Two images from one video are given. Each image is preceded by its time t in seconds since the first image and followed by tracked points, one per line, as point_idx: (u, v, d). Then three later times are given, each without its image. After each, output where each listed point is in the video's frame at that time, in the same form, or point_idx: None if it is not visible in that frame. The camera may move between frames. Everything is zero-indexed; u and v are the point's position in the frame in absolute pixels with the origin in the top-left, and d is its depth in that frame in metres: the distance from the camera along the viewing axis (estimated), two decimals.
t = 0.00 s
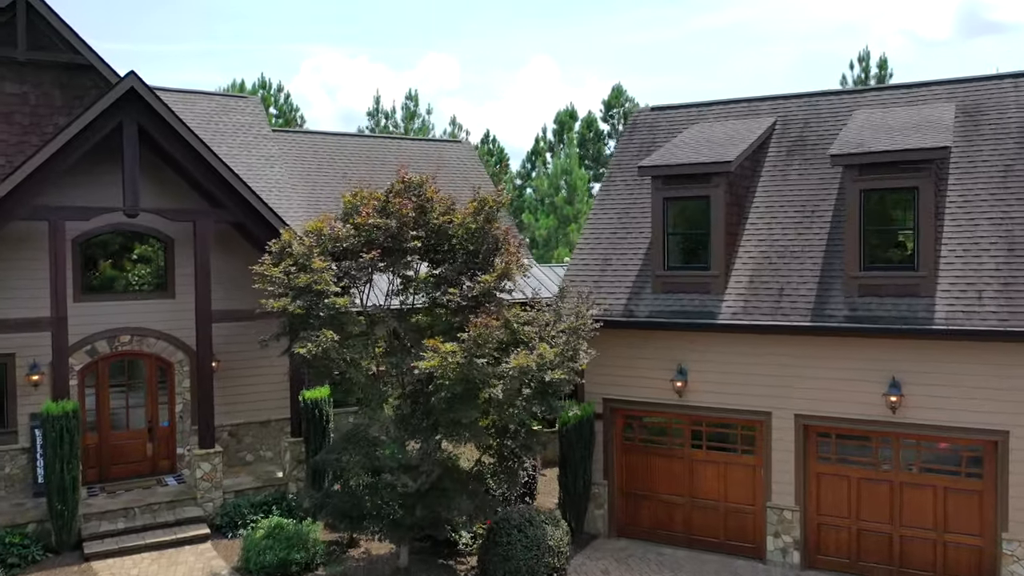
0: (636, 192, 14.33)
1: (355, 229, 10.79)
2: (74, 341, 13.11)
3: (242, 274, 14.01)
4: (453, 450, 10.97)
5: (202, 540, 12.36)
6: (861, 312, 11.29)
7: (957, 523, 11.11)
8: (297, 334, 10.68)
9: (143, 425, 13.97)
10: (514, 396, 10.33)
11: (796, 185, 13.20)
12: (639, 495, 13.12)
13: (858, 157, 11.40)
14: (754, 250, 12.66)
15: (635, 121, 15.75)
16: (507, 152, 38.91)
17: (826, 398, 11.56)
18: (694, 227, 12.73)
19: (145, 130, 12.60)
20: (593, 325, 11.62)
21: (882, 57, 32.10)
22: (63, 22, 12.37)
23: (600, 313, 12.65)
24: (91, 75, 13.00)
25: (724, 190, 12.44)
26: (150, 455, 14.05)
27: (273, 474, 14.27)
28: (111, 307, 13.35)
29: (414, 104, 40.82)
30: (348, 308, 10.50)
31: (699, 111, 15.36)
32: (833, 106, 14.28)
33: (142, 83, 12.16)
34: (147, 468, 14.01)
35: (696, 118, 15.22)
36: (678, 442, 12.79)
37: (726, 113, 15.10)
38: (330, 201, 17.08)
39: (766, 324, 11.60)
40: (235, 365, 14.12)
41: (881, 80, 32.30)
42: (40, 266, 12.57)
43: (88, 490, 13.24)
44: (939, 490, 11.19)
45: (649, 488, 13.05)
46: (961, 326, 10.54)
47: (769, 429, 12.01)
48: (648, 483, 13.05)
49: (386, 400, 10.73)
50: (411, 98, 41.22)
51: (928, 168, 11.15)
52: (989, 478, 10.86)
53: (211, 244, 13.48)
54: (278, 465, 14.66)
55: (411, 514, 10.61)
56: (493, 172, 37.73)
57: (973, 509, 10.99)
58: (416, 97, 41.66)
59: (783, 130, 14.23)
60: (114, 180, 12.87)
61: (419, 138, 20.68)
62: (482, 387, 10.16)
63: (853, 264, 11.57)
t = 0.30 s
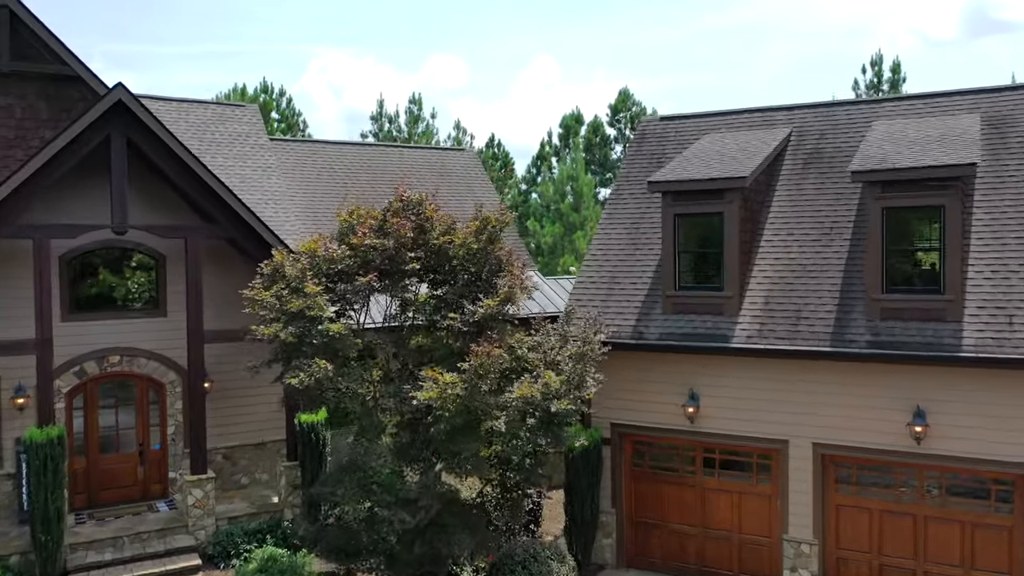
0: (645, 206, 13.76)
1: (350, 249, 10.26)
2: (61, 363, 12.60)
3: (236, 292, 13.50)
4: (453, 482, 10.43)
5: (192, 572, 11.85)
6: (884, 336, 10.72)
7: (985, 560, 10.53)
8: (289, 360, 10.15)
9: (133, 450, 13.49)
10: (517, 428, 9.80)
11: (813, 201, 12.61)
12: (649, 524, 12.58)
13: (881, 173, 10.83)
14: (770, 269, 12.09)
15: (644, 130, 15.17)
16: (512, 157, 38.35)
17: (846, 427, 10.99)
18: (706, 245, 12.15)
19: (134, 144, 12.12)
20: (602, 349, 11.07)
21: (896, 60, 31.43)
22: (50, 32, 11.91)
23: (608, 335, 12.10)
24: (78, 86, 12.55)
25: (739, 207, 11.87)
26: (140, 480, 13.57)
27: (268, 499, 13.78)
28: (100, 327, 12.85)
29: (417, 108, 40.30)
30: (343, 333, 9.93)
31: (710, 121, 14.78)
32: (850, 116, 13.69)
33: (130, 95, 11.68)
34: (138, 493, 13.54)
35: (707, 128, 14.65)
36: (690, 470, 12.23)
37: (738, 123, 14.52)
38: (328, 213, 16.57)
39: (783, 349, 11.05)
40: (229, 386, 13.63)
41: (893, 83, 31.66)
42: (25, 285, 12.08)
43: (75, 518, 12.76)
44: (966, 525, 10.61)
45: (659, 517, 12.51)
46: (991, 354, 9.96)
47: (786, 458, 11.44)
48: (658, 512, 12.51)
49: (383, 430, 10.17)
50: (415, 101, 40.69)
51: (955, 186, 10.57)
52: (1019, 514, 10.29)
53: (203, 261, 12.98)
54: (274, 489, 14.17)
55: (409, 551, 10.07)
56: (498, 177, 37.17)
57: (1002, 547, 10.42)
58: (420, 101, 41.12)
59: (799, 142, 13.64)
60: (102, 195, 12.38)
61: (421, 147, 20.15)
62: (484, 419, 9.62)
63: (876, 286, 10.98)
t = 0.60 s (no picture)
0: (655, 222, 13.20)
1: (345, 273, 9.74)
2: (47, 385, 12.12)
3: (229, 311, 13.01)
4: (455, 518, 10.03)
5: None
6: (908, 364, 10.16)
7: None
8: (281, 391, 9.63)
9: (123, 475, 12.98)
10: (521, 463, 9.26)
11: (831, 217, 12.05)
12: (660, 556, 12.03)
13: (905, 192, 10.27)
14: (787, 290, 11.53)
15: (654, 142, 14.63)
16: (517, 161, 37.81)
17: (868, 459, 10.43)
18: (719, 265, 11.60)
19: (122, 159, 11.64)
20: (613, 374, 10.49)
21: (909, 65, 30.83)
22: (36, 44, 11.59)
23: (617, 359, 11.57)
24: (65, 99, 12.25)
25: (754, 226, 11.32)
26: (131, 506, 13.07)
27: (263, 525, 13.27)
28: (88, 348, 12.37)
29: (422, 112, 39.80)
30: (338, 362, 9.43)
31: (722, 132, 14.22)
32: (869, 127, 13.11)
33: (117, 108, 11.19)
34: (128, 519, 13.04)
35: (720, 140, 14.09)
36: (702, 501, 11.68)
37: (752, 134, 13.95)
38: (327, 226, 16.05)
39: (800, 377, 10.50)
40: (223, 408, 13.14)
41: (907, 88, 31.04)
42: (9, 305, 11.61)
43: (62, 546, 12.26)
44: (996, 564, 10.02)
45: (670, 549, 11.96)
46: None
47: (804, 490, 10.87)
48: (670, 544, 11.96)
49: (380, 464, 9.66)
50: (419, 105, 40.18)
51: (984, 206, 9.99)
52: None
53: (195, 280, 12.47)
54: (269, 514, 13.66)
55: None
56: (503, 182, 36.66)
57: None
58: (424, 105, 40.62)
59: (816, 155, 13.07)
60: (89, 212, 11.91)
61: (424, 156, 19.63)
62: (486, 455, 9.10)
63: (900, 311, 10.41)
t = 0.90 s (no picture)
0: (666, 238, 12.66)
1: (340, 298, 9.22)
2: (34, 409, 11.67)
3: (224, 330, 12.52)
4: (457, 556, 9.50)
5: None
6: (937, 396, 9.59)
7: None
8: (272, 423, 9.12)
9: (113, 501, 12.41)
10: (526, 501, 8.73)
11: (853, 235, 11.48)
12: None
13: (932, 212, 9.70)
14: (807, 313, 10.97)
15: (664, 153, 14.07)
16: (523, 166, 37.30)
17: (893, 493, 9.87)
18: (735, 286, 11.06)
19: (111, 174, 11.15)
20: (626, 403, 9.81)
21: (923, 68, 30.17)
22: (20, 55, 11.23)
23: (627, 385, 11.05)
24: (51, 111, 11.89)
25: (772, 246, 10.75)
26: (122, 533, 12.48)
27: (258, 553, 12.75)
28: (77, 369, 11.93)
29: (426, 116, 39.31)
30: (332, 394, 8.90)
31: (736, 143, 13.66)
32: (891, 139, 12.51)
33: (105, 122, 10.70)
34: (119, 547, 12.47)
35: (733, 151, 13.52)
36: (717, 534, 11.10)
37: (768, 146, 13.38)
38: (326, 239, 15.55)
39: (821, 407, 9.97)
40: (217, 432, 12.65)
41: (921, 92, 30.39)
42: None
43: None
44: None
45: None
46: None
47: (826, 525, 10.27)
48: None
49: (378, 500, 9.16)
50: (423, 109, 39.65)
51: (1018, 227, 9.41)
52: None
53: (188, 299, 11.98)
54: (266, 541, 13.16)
55: None
56: (509, 187, 36.12)
57: None
58: (428, 108, 40.11)
59: (836, 168, 12.49)
60: (77, 229, 11.44)
61: (426, 164, 19.11)
62: (489, 494, 8.57)
63: (928, 337, 9.84)
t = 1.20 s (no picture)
0: (679, 256, 12.11)
1: (335, 326, 8.72)
2: (19, 435, 11.18)
3: (218, 352, 12.05)
4: None
5: None
6: (968, 429, 9.03)
7: None
8: (264, 459, 8.63)
9: (102, 528, 11.77)
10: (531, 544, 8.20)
11: (875, 255, 10.92)
12: None
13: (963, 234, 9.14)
14: (828, 338, 10.43)
15: (675, 166, 13.51)
16: (528, 171, 36.69)
17: (921, 532, 9.29)
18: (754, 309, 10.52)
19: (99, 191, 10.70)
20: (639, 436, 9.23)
21: (937, 72, 29.50)
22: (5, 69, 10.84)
23: (638, 413, 10.55)
24: (37, 125, 11.53)
25: (792, 267, 10.21)
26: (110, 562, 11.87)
27: None
28: (65, 393, 11.45)
29: (430, 120, 38.76)
30: (328, 429, 8.42)
31: (750, 155, 13.09)
32: (914, 153, 11.94)
33: (92, 137, 10.26)
34: None
35: (747, 164, 12.96)
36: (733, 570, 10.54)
37: (784, 158, 12.81)
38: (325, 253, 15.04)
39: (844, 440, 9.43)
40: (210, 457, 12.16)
41: (935, 97, 29.72)
42: None
43: None
44: None
45: None
46: None
47: (849, 564, 9.71)
48: None
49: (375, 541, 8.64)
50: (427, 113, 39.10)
51: None
52: None
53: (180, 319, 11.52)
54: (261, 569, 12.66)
55: None
56: (514, 192, 35.54)
57: None
58: (433, 112, 39.58)
59: (857, 183, 11.93)
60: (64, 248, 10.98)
61: (428, 173, 18.57)
62: (493, 538, 8.05)
63: (958, 366, 9.27)
